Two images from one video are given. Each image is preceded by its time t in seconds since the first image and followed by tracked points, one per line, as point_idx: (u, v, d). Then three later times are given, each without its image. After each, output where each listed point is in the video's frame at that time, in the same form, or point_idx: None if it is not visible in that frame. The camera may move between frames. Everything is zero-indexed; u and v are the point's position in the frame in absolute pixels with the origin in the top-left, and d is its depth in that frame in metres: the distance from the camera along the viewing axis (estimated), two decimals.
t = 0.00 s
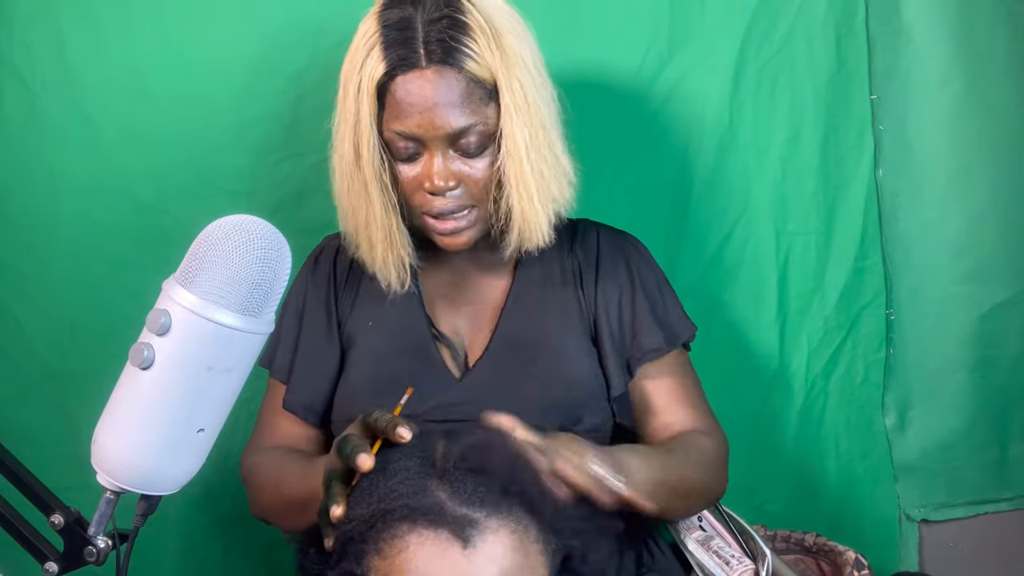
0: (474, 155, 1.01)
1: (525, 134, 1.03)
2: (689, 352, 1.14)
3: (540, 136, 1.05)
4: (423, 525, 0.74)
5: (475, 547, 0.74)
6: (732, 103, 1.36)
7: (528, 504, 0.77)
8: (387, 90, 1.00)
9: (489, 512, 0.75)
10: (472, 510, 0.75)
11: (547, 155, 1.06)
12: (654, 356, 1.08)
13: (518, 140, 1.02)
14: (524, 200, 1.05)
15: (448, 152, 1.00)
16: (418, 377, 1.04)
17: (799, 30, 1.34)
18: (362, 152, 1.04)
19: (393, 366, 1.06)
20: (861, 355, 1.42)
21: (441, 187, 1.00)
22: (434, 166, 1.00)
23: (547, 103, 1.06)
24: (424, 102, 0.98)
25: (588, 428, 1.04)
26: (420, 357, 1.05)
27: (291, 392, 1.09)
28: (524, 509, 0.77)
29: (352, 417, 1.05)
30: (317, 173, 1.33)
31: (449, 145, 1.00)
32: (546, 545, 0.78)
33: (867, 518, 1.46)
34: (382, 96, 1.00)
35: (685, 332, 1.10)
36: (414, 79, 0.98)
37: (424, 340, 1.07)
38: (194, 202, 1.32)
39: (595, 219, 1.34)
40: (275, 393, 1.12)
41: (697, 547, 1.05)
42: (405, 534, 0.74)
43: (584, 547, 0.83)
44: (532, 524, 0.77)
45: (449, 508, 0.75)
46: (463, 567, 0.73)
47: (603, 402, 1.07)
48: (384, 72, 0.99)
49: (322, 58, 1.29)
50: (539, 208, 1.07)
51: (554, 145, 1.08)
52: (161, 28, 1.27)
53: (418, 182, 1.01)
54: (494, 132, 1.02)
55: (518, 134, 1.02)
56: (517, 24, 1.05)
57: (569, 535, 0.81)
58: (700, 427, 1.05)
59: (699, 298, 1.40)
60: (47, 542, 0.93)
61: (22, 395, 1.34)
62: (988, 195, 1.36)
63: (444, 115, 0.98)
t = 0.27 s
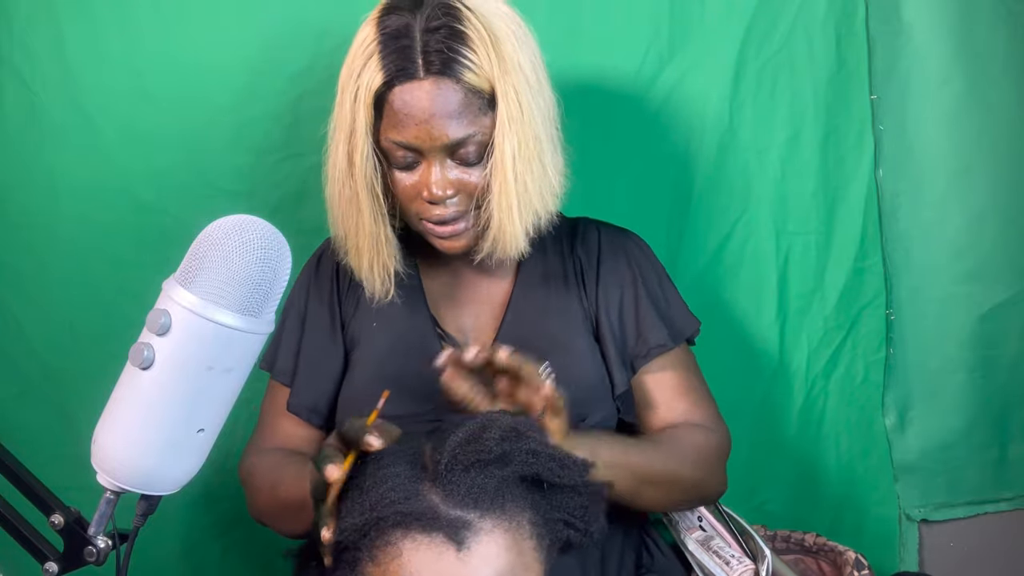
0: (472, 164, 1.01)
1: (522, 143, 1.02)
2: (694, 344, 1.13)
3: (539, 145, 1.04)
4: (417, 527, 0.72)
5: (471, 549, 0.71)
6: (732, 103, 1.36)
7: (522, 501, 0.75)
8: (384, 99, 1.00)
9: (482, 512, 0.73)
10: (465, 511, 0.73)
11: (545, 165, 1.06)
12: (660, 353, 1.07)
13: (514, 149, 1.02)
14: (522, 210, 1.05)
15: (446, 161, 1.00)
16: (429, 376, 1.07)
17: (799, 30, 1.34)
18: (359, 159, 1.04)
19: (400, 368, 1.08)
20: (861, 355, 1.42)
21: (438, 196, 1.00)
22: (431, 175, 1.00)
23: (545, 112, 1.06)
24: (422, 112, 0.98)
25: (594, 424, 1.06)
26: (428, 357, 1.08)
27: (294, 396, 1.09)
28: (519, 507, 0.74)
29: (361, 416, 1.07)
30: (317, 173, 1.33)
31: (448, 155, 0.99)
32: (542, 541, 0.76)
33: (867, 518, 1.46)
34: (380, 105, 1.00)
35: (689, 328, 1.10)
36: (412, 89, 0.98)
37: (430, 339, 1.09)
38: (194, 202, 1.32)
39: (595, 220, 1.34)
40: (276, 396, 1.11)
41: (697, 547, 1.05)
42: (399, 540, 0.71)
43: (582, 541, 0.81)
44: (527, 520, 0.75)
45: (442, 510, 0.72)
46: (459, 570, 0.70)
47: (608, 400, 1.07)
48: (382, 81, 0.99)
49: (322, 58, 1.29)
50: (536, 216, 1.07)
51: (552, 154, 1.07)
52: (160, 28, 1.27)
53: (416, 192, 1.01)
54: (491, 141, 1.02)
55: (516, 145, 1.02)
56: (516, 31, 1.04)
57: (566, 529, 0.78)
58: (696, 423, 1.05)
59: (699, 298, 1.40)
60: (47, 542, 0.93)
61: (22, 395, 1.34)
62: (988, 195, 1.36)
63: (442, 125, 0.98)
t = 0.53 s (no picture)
0: (472, 171, 1.01)
1: (522, 151, 1.02)
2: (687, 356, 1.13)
3: (541, 153, 1.04)
4: (399, 532, 0.73)
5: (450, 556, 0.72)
6: (732, 103, 1.36)
7: (506, 513, 0.76)
8: (384, 107, 1.00)
9: (465, 520, 0.74)
10: (448, 519, 0.73)
11: (549, 174, 1.06)
12: (652, 360, 1.07)
13: (514, 156, 1.01)
14: (524, 219, 1.05)
15: (446, 169, 1.00)
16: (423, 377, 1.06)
17: (799, 31, 1.34)
18: (360, 166, 1.04)
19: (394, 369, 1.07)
20: (861, 355, 1.42)
21: (438, 204, 1.00)
22: (430, 183, 1.00)
23: (549, 120, 1.05)
24: (420, 121, 0.97)
25: (589, 430, 1.05)
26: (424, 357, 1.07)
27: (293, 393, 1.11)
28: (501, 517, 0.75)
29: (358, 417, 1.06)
30: (317, 173, 1.33)
31: (447, 163, 0.99)
32: (529, 551, 0.76)
33: (867, 518, 1.46)
34: (380, 113, 1.00)
35: (684, 337, 1.09)
36: (410, 98, 0.98)
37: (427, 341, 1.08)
38: (194, 202, 1.32)
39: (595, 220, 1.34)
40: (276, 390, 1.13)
41: (697, 547, 1.05)
42: (381, 540, 0.73)
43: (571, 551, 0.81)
44: (511, 530, 0.75)
45: (425, 515, 0.73)
46: None
47: (605, 404, 1.07)
48: (381, 89, 0.99)
49: (322, 58, 1.29)
50: (542, 225, 1.07)
51: (557, 162, 1.07)
52: (160, 28, 1.27)
53: (416, 199, 1.01)
54: (492, 147, 1.01)
55: (517, 156, 1.01)
56: (519, 34, 1.04)
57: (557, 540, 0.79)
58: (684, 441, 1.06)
59: (699, 298, 1.40)
60: (47, 542, 0.93)
61: (22, 395, 1.34)
62: (988, 195, 1.36)
63: (441, 134, 0.98)
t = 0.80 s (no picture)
0: (448, 180, 1.00)
1: (496, 164, 0.99)
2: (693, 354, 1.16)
3: (518, 167, 1.01)
4: (363, 556, 0.68)
5: None
6: (732, 103, 1.36)
7: (475, 521, 0.72)
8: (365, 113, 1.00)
9: (432, 537, 0.69)
10: (412, 537, 0.69)
11: (526, 188, 1.03)
12: (666, 362, 1.10)
13: (487, 169, 0.99)
14: (496, 234, 1.03)
15: (421, 178, 0.98)
16: (429, 374, 1.05)
17: (799, 31, 1.34)
18: (343, 169, 1.05)
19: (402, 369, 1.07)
20: (861, 355, 1.42)
21: (413, 212, 0.99)
22: (405, 192, 0.99)
23: (532, 132, 1.02)
24: (395, 130, 0.96)
25: (596, 430, 1.05)
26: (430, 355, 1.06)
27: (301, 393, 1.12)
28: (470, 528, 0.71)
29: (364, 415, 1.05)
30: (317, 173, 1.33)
31: (423, 172, 0.98)
32: (501, 555, 0.73)
33: (867, 518, 1.46)
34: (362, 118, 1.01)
35: (693, 336, 1.13)
36: (387, 107, 0.97)
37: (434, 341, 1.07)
38: (194, 203, 1.32)
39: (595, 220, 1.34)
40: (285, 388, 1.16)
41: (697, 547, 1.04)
42: (346, 565, 0.69)
43: (550, 550, 0.78)
44: (482, 539, 0.72)
45: (388, 537, 0.69)
46: None
47: (614, 404, 1.07)
48: (362, 96, 0.99)
49: (322, 58, 1.29)
50: (514, 242, 1.04)
51: (537, 176, 1.04)
52: (160, 28, 1.27)
53: (395, 204, 1.01)
54: (468, 158, 0.99)
55: (489, 170, 0.99)
56: (503, 42, 1.00)
57: (530, 540, 0.76)
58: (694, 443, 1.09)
59: (699, 299, 1.40)
60: (47, 542, 0.93)
61: (23, 395, 1.35)
62: (988, 195, 1.36)
63: (414, 143, 0.96)
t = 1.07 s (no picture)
0: (436, 190, 1.00)
1: (484, 175, 0.99)
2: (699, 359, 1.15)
3: (508, 180, 1.01)
4: (350, 533, 0.71)
5: (402, 551, 0.71)
6: (732, 103, 1.36)
7: (457, 500, 0.74)
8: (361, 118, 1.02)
9: (414, 514, 0.72)
10: (396, 515, 0.72)
11: (518, 203, 1.02)
12: (669, 365, 1.09)
13: (474, 180, 0.99)
14: (486, 246, 1.02)
15: (410, 185, 0.99)
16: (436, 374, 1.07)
17: (799, 31, 1.34)
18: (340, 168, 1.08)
19: (406, 362, 1.09)
20: (861, 355, 1.42)
21: (401, 219, 0.99)
22: (395, 198, 1.00)
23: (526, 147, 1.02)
24: (386, 136, 0.98)
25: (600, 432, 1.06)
26: (437, 354, 1.08)
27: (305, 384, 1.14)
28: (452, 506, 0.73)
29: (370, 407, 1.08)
30: (317, 173, 1.33)
31: (412, 180, 0.99)
32: (488, 535, 0.74)
33: (867, 518, 1.46)
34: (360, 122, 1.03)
35: (699, 341, 1.12)
36: (380, 114, 0.99)
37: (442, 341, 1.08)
38: (194, 203, 1.32)
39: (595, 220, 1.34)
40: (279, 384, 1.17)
41: (697, 547, 1.05)
42: (334, 545, 0.72)
43: (539, 534, 0.78)
44: (465, 518, 0.74)
45: (372, 514, 0.72)
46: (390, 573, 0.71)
47: (616, 405, 1.08)
48: (361, 101, 1.02)
49: (322, 58, 1.29)
50: (506, 257, 1.04)
51: (529, 193, 1.03)
52: (160, 28, 1.27)
53: (386, 210, 1.02)
54: (457, 168, 0.99)
55: (476, 184, 0.99)
56: (501, 55, 1.01)
57: (518, 522, 0.77)
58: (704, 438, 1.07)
59: (700, 299, 1.40)
60: (47, 542, 0.93)
61: (22, 395, 1.34)
62: (989, 195, 1.36)
63: (403, 151, 0.97)
